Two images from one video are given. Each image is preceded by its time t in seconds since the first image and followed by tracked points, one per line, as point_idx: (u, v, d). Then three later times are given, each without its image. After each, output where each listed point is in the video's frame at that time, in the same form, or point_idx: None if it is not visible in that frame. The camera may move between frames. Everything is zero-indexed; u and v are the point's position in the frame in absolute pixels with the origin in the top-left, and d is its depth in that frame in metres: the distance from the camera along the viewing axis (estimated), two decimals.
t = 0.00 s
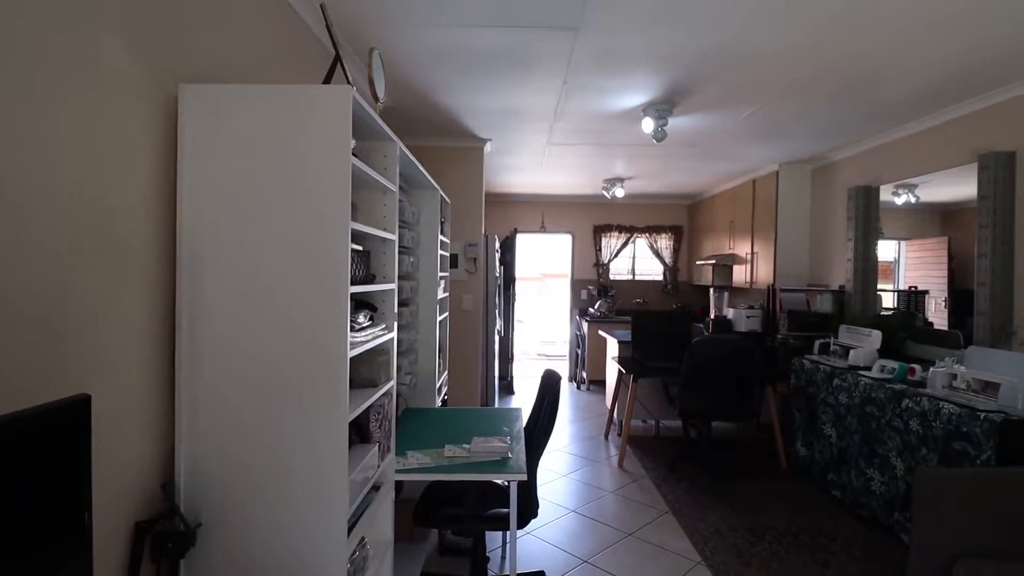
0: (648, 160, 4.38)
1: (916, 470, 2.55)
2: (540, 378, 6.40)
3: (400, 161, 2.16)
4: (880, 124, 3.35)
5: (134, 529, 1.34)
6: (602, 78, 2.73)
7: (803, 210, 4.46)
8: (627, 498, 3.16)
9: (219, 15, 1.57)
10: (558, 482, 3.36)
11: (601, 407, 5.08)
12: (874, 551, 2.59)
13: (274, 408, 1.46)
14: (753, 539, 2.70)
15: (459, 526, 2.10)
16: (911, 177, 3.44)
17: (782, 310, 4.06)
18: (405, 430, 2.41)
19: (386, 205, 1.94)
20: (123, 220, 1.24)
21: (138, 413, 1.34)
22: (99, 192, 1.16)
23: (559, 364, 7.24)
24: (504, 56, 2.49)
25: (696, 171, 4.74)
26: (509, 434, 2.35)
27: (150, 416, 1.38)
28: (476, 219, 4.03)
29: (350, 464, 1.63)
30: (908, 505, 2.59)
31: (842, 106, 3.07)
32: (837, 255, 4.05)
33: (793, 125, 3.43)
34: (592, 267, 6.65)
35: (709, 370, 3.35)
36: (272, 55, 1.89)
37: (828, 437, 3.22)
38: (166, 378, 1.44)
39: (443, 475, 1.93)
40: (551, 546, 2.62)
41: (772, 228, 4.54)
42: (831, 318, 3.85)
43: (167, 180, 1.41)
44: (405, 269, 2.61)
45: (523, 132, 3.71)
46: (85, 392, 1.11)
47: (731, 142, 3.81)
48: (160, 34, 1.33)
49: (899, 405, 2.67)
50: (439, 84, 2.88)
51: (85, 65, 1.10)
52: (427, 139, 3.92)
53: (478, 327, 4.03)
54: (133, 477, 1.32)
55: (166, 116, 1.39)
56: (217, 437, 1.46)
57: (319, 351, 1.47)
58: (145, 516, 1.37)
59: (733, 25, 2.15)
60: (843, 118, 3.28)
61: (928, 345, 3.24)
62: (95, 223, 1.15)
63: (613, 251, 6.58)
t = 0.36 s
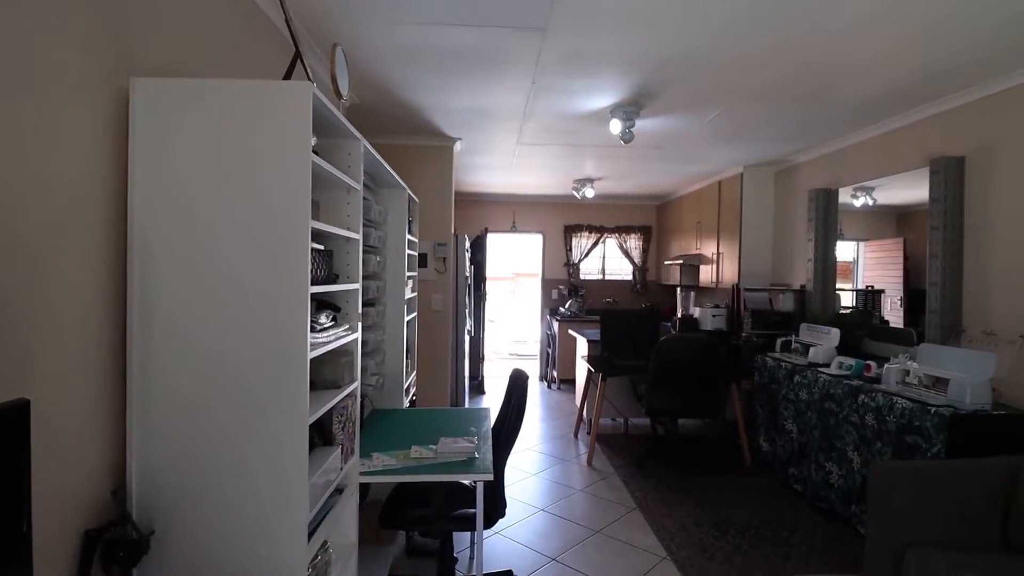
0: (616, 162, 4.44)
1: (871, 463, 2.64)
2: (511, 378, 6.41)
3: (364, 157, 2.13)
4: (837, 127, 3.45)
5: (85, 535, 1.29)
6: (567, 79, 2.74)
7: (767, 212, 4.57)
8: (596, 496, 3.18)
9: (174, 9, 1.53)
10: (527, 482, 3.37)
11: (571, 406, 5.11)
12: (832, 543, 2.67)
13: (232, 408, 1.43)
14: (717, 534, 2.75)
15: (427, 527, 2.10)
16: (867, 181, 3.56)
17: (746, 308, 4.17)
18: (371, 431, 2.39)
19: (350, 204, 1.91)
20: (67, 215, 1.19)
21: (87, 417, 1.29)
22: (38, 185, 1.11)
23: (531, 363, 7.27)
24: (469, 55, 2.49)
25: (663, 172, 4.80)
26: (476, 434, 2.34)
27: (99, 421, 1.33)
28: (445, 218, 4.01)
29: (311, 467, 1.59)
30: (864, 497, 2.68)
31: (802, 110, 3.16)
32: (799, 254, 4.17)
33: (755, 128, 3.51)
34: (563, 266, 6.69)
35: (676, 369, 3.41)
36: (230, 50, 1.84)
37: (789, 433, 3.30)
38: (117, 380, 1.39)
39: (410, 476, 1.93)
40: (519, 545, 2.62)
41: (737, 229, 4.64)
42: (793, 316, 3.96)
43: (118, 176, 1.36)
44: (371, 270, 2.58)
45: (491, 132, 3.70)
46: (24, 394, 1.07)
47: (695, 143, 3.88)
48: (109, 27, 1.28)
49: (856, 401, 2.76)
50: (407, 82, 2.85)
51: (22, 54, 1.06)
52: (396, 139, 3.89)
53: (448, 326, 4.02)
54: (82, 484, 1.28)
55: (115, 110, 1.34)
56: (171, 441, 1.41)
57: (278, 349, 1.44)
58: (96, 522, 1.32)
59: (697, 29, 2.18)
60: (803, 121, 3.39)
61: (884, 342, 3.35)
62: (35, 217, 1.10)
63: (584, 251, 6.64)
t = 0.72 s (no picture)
0: (585, 162, 4.47)
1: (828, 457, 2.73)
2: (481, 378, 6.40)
3: (326, 155, 2.10)
4: (796, 131, 3.55)
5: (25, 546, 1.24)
6: (533, 78, 2.74)
7: (731, 213, 4.68)
8: (564, 494, 3.20)
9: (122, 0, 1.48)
10: (496, 481, 3.37)
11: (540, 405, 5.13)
12: (792, 535, 2.75)
13: (185, 410, 1.38)
14: (682, 529, 2.80)
15: (391, 529, 2.07)
16: (825, 184, 3.67)
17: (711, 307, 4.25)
18: (336, 433, 2.36)
19: (311, 202, 1.88)
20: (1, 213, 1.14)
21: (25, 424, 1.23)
22: None
23: (501, 363, 7.28)
24: (436, 53, 2.47)
25: (631, 173, 4.87)
26: (442, 435, 2.33)
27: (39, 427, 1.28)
28: (411, 218, 3.98)
29: (269, 471, 1.56)
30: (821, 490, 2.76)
31: (762, 114, 3.24)
32: (761, 254, 4.28)
33: (719, 131, 3.58)
34: (533, 266, 6.72)
35: (643, 367, 3.45)
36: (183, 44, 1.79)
37: (752, 429, 3.38)
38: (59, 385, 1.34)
39: (374, 478, 1.90)
40: (487, 545, 2.62)
41: (703, 230, 4.73)
42: (755, 315, 4.06)
43: (59, 172, 1.31)
44: (336, 270, 2.54)
45: (459, 131, 3.69)
46: None
47: (661, 145, 3.94)
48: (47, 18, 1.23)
49: (814, 397, 2.85)
50: (373, 79, 2.82)
51: None
52: (363, 136, 3.84)
53: (416, 327, 3.99)
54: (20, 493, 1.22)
55: (56, 103, 1.29)
56: (119, 444, 1.36)
57: (235, 349, 1.40)
58: (38, 532, 1.27)
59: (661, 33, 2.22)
60: (763, 125, 3.48)
61: (841, 340, 3.46)
62: None
63: (554, 251, 6.68)
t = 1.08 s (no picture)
0: (552, 162, 4.50)
1: (784, 451, 2.81)
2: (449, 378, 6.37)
3: (285, 151, 2.05)
4: (755, 134, 3.65)
5: None
6: (499, 78, 2.73)
7: (694, 214, 4.77)
8: (530, 494, 3.21)
9: None
10: (463, 482, 3.36)
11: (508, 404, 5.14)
12: (751, 528, 2.82)
13: (133, 410, 1.33)
14: (646, 524, 2.85)
15: (353, 535, 2.04)
16: (784, 187, 3.78)
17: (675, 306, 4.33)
18: (295, 436, 2.31)
19: (268, 200, 1.84)
20: None
21: None
22: None
23: (469, 363, 7.26)
24: (399, 50, 2.44)
25: (597, 173, 4.92)
26: (406, 436, 2.31)
27: None
28: (376, 217, 3.93)
29: (222, 477, 1.51)
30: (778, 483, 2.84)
31: (723, 118, 3.32)
32: (723, 254, 4.38)
33: (681, 134, 3.65)
34: (501, 266, 6.72)
35: (609, 366, 3.49)
36: (129, 35, 1.72)
37: (713, 425, 3.46)
38: None
39: (334, 482, 1.87)
40: (452, 546, 2.60)
41: (667, 230, 4.81)
42: (717, 313, 4.16)
43: None
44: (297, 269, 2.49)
45: (425, 130, 3.66)
46: None
47: (625, 147, 4.00)
48: None
49: (772, 393, 2.93)
50: (336, 76, 2.77)
51: None
52: (327, 134, 3.78)
53: (381, 327, 3.94)
54: None
55: None
56: (59, 451, 1.30)
57: (187, 347, 1.35)
58: None
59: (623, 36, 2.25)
60: (724, 129, 3.56)
61: (799, 338, 3.56)
62: None
63: (522, 250, 6.70)
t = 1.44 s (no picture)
0: (519, 162, 4.51)
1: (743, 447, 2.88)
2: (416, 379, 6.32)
3: (241, 147, 2.00)
4: (717, 137, 3.73)
5: None
6: (464, 76, 2.71)
7: (659, 214, 4.85)
8: (497, 494, 3.21)
9: None
10: (429, 483, 3.33)
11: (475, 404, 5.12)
12: (712, 522, 2.88)
13: (72, 417, 1.26)
14: (610, 521, 2.88)
15: (312, 542, 2.00)
16: (744, 189, 3.87)
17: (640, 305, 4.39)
18: (252, 441, 2.25)
19: (222, 198, 1.78)
20: None
21: None
22: None
23: (437, 363, 7.22)
24: (361, 47, 2.40)
25: (564, 174, 4.95)
26: (368, 438, 2.28)
27: None
28: (338, 216, 3.86)
29: (172, 484, 1.46)
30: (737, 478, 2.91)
31: (686, 121, 3.37)
32: (687, 254, 4.46)
33: (645, 135, 3.70)
34: (468, 266, 6.70)
35: (575, 365, 3.51)
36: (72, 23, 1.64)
37: (676, 422, 3.52)
38: None
39: (292, 487, 1.82)
40: (416, 549, 2.58)
41: (633, 230, 4.88)
42: (681, 312, 4.24)
43: None
44: (254, 268, 2.43)
45: (390, 127, 3.62)
46: None
47: (591, 148, 4.04)
48: None
49: (732, 390, 3.00)
50: (296, 71, 2.70)
51: None
52: (288, 130, 3.70)
53: (345, 328, 3.88)
54: None
55: None
56: None
57: (132, 350, 1.30)
58: None
59: (586, 39, 2.27)
60: (687, 132, 3.62)
61: (758, 336, 3.66)
62: None
63: (490, 250, 6.69)
